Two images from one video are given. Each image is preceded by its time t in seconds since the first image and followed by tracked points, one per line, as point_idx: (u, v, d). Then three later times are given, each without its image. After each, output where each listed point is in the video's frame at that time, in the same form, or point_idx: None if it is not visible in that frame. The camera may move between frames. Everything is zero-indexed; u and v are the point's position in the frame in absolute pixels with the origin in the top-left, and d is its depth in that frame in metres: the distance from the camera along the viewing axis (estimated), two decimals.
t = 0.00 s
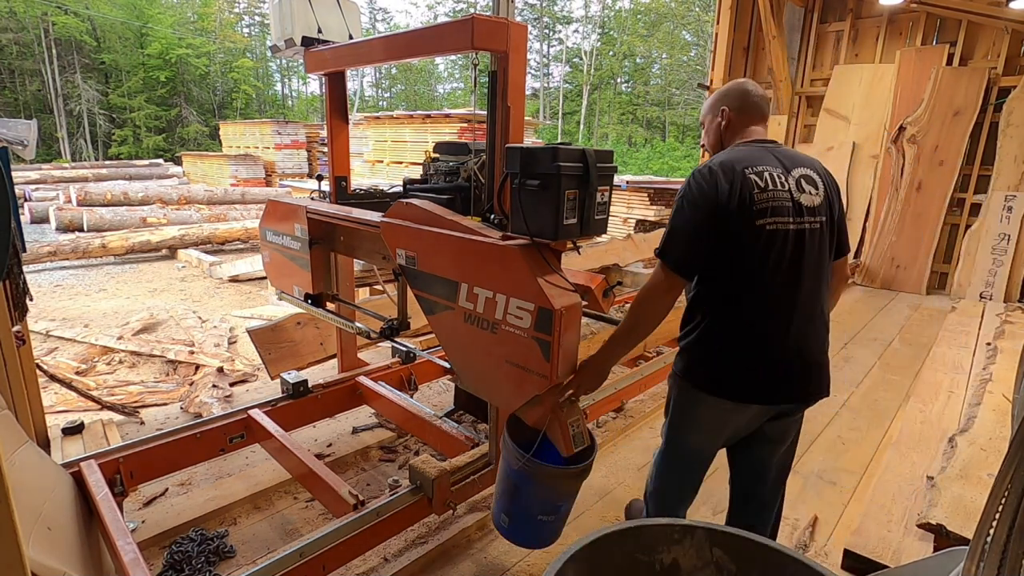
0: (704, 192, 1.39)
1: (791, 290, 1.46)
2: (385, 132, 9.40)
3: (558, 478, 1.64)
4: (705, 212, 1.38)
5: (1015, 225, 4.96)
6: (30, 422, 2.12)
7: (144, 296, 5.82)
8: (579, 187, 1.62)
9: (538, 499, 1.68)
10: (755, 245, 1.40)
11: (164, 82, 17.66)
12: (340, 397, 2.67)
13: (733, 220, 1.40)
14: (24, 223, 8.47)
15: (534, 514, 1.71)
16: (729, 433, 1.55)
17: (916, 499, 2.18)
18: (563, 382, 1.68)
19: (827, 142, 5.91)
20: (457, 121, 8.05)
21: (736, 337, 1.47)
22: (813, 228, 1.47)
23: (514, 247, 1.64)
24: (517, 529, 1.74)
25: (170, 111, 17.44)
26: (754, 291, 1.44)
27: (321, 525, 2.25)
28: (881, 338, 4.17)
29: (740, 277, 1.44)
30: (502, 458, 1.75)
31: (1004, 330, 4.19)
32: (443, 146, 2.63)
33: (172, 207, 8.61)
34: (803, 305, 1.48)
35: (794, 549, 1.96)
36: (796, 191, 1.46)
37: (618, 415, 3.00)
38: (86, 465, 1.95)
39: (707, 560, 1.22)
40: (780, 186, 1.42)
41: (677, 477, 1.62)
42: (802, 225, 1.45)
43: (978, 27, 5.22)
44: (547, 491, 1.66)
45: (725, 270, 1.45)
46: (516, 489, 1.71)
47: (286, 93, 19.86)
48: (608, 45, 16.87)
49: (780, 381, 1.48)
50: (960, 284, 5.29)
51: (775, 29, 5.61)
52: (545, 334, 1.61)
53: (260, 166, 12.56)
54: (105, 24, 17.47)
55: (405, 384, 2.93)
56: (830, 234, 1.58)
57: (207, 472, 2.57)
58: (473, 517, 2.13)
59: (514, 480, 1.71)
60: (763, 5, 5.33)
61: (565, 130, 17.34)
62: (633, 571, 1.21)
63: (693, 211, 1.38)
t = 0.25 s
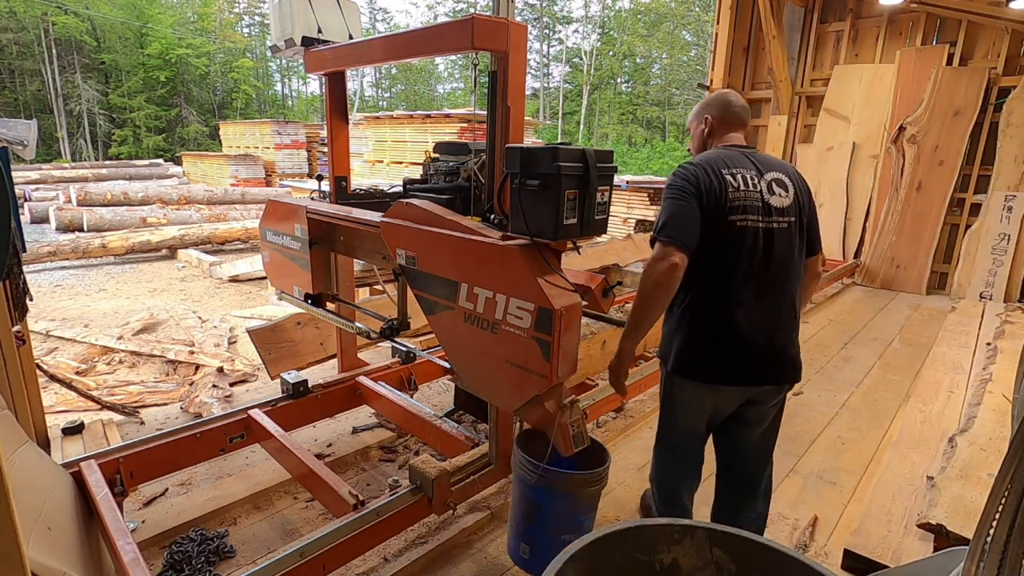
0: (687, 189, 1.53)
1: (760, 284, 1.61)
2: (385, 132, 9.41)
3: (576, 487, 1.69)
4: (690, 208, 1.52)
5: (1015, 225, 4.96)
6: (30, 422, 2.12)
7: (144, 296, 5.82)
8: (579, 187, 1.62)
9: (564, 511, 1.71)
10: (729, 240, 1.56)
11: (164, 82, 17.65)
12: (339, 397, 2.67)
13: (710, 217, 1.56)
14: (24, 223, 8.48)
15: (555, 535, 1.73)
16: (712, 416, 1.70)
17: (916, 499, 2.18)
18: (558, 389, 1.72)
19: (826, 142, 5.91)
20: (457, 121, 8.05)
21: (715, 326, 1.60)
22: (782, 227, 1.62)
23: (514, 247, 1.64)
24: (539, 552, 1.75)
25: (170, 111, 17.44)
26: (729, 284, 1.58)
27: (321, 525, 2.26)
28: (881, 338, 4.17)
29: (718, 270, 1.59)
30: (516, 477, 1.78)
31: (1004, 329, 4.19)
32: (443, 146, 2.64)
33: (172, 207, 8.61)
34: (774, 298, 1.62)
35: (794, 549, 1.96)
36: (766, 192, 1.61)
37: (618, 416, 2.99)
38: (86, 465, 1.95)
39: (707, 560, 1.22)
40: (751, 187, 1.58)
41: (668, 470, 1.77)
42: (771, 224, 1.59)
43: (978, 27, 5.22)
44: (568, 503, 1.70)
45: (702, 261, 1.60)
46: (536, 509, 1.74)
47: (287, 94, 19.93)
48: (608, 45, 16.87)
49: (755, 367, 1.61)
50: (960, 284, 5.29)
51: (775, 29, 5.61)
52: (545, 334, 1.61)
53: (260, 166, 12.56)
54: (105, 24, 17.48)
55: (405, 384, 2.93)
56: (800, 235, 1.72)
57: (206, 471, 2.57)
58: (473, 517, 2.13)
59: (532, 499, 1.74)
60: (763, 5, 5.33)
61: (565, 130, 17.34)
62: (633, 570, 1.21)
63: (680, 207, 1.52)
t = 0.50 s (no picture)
0: (672, 175, 1.78)
1: (731, 256, 1.85)
2: (385, 132, 9.41)
3: (591, 486, 1.71)
4: (674, 190, 1.76)
5: (1015, 225, 4.95)
6: (30, 422, 2.12)
7: (144, 296, 5.83)
8: (579, 187, 1.62)
9: (583, 511, 1.73)
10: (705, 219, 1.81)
11: (164, 82, 17.65)
12: (339, 397, 2.67)
13: (690, 200, 1.81)
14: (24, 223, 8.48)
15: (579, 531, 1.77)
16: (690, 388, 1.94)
17: (916, 499, 2.18)
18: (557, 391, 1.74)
19: (826, 142, 5.92)
20: (457, 121, 8.06)
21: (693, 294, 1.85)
22: (750, 210, 1.88)
23: (514, 247, 1.65)
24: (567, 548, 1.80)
25: (170, 111, 17.45)
26: (704, 255, 1.83)
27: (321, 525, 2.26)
28: (881, 337, 4.17)
29: (695, 245, 1.83)
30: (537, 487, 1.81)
31: (1004, 330, 4.19)
32: (443, 146, 2.64)
33: (172, 207, 8.61)
34: (742, 270, 1.87)
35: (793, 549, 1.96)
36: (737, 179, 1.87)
37: (618, 415, 3.00)
38: (86, 465, 1.95)
39: (707, 560, 1.23)
40: (724, 174, 1.83)
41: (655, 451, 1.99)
42: (739, 206, 1.85)
43: (978, 27, 5.21)
44: (586, 505, 1.72)
45: (682, 238, 1.84)
46: (559, 514, 1.76)
47: (286, 94, 19.94)
48: (608, 45, 16.88)
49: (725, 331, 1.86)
50: (960, 284, 5.29)
51: (775, 29, 5.62)
52: (545, 334, 1.61)
53: (260, 166, 12.56)
54: (105, 24, 17.49)
55: (405, 384, 2.93)
56: (769, 218, 1.98)
57: (207, 472, 2.57)
58: (473, 517, 2.13)
59: (553, 506, 1.77)
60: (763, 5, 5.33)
61: (565, 130, 17.35)
62: (633, 571, 1.21)
63: (667, 190, 1.75)
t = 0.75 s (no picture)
0: (713, 172, 2.00)
1: (761, 245, 2.06)
2: (385, 132, 9.41)
3: (563, 480, 1.65)
4: (712, 192, 1.97)
5: (1015, 225, 4.95)
6: (30, 422, 2.12)
7: (144, 296, 5.83)
8: (585, 187, 1.62)
9: (545, 502, 1.68)
10: (743, 212, 2.02)
11: (164, 82, 17.64)
12: (339, 397, 2.66)
13: (728, 194, 2.02)
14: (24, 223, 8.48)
15: (537, 518, 1.72)
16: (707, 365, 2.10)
17: (916, 500, 2.18)
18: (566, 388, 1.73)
19: (826, 142, 5.92)
20: (458, 121, 8.06)
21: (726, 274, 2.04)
22: (778, 207, 2.11)
23: (520, 246, 1.65)
24: (520, 532, 1.75)
25: (170, 111, 17.45)
26: (738, 243, 2.03)
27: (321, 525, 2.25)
28: (881, 338, 4.17)
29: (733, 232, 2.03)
30: (509, 456, 1.76)
31: (1004, 329, 4.19)
32: (448, 146, 2.63)
33: (171, 207, 8.61)
34: (769, 259, 2.08)
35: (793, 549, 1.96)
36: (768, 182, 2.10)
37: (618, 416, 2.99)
38: (86, 465, 1.95)
39: (707, 560, 1.23)
40: (758, 174, 2.05)
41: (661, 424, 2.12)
42: (770, 202, 2.07)
43: (978, 27, 5.21)
44: (551, 493, 1.67)
45: (719, 233, 2.03)
46: (521, 491, 1.71)
47: (287, 94, 20.16)
48: (608, 45, 16.89)
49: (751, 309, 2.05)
50: (960, 284, 5.29)
51: (775, 29, 5.62)
52: (551, 332, 1.62)
53: (260, 166, 12.56)
54: (105, 24, 17.49)
55: (405, 384, 2.92)
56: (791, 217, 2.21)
57: (207, 471, 2.57)
58: (473, 517, 2.13)
59: (519, 480, 1.71)
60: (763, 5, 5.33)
61: (565, 130, 17.37)
62: (633, 571, 1.21)
63: (709, 184, 1.97)
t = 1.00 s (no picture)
0: (716, 183, 2.08)
1: (763, 246, 2.16)
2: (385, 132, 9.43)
3: (627, 460, 1.72)
4: (718, 201, 2.06)
5: (1015, 225, 4.95)
6: (30, 422, 2.12)
7: (144, 296, 5.83)
8: (615, 186, 1.63)
9: (619, 488, 1.73)
10: (746, 215, 2.12)
11: (164, 82, 17.64)
12: (339, 397, 2.66)
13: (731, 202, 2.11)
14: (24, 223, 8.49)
15: (616, 508, 1.75)
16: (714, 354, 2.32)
17: (916, 500, 2.18)
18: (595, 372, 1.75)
19: (826, 143, 5.92)
20: (458, 121, 8.08)
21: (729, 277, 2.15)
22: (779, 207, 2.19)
23: (553, 240, 1.65)
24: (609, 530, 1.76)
25: (170, 111, 17.47)
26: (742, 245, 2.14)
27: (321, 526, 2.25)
28: (881, 338, 4.17)
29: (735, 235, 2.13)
30: (568, 463, 1.80)
31: (1004, 330, 4.18)
32: (476, 147, 2.64)
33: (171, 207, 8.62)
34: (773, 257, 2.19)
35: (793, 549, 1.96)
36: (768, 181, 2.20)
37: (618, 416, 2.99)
38: (86, 465, 1.95)
39: (707, 560, 1.23)
40: (758, 178, 2.14)
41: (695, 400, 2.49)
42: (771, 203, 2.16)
43: (978, 27, 5.21)
44: (622, 478, 1.72)
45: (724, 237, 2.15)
46: (594, 490, 1.75)
47: (286, 94, 20.73)
48: (608, 45, 16.93)
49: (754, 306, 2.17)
50: (960, 284, 5.29)
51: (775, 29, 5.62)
52: (584, 321, 1.63)
53: (260, 166, 12.57)
54: (105, 24, 17.49)
55: (405, 384, 2.92)
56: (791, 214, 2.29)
57: (207, 471, 2.57)
58: (473, 517, 2.13)
59: (587, 481, 1.76)
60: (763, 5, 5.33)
61: (565, 130, 17.41)
62: (633, 570, 1.21)
63: (712, 195, 2.06)
